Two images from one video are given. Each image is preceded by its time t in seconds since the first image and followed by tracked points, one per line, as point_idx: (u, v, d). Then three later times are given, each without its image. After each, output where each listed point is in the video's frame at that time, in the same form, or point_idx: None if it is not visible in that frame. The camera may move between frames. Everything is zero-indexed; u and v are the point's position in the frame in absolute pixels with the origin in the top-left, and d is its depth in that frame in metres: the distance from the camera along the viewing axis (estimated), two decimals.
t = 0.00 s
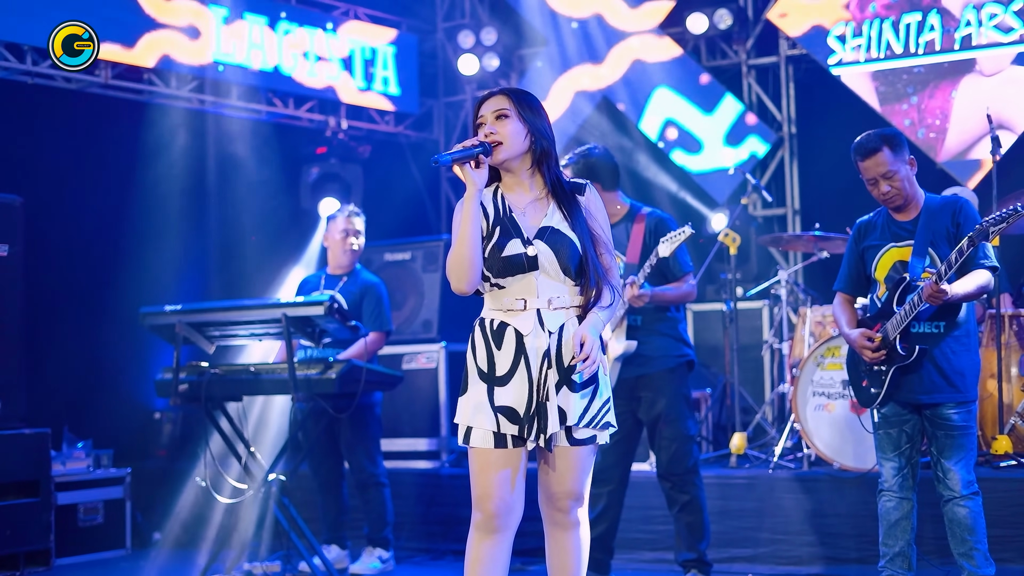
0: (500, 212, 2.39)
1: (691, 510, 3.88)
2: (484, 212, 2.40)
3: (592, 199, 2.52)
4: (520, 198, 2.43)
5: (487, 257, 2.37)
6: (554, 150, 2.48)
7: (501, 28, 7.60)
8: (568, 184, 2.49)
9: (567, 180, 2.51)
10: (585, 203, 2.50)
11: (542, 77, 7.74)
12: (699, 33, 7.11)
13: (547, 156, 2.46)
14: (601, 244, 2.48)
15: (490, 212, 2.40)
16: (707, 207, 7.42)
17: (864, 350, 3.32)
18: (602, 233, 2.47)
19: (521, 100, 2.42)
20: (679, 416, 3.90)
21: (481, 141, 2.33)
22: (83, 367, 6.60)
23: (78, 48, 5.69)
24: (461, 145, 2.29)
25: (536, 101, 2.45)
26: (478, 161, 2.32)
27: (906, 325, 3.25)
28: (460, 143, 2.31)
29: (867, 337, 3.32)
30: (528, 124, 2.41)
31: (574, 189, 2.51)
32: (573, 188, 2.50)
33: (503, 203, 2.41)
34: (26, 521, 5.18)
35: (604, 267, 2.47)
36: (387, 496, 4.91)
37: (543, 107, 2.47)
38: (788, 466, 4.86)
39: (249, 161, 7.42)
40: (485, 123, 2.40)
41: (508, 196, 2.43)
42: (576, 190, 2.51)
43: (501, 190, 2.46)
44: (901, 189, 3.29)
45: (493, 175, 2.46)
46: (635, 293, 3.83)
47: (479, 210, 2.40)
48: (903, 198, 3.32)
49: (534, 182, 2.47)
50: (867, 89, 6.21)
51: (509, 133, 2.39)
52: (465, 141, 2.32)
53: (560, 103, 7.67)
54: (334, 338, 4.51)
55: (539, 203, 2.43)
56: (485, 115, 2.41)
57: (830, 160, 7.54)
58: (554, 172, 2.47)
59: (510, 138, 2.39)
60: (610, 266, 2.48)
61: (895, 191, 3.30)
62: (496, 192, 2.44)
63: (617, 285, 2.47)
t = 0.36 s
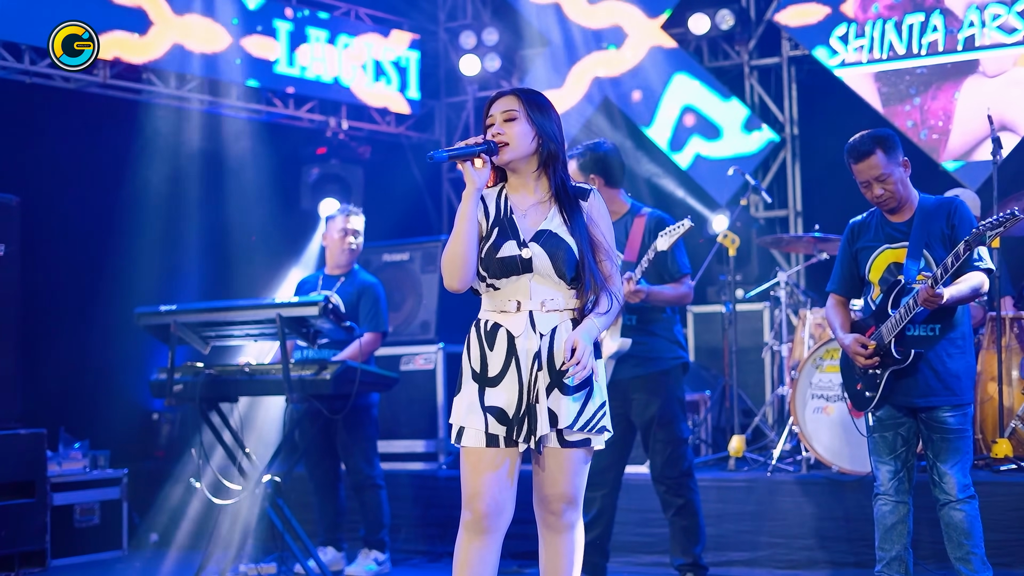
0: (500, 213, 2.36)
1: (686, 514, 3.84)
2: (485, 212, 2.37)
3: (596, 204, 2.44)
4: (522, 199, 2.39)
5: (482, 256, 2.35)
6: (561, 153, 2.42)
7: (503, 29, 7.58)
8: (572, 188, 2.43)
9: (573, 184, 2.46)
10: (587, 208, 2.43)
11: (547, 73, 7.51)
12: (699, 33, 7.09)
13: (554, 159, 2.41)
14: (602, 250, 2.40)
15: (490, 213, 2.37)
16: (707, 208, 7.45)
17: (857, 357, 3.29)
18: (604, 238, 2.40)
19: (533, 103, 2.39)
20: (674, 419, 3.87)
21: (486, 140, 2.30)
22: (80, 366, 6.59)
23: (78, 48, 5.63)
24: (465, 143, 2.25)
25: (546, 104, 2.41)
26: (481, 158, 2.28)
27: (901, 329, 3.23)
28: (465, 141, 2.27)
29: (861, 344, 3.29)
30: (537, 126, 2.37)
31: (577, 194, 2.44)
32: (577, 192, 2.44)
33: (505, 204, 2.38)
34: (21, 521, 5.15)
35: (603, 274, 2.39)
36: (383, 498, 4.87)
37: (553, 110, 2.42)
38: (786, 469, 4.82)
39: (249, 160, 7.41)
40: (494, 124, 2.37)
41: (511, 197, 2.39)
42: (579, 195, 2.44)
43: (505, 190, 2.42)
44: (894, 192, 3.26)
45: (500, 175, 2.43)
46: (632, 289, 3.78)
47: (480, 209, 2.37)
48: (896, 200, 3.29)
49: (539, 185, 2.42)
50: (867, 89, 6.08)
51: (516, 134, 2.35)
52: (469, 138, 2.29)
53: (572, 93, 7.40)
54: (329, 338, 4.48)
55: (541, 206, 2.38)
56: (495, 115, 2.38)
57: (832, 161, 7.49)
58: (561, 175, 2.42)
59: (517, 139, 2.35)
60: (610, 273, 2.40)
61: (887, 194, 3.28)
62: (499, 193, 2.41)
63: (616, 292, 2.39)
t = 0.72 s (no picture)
0: (498, 214, 2.35)
1: (687, 516, 3.82)
2: (482, 212, 2.36)
3: (595, 209, 2.42)
4: (521, 201, 2.38)
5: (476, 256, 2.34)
6: (563, 155, 2.40)
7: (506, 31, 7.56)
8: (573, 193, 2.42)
9: (574, 186, 2.44)
10: (586, 212, 2.41)
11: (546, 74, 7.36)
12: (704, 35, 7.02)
13: (555, 160, 2.38)
14: (598, 255, 2.38)
15: (487, 214, 2.36)
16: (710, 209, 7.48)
17: (856, 360, 3.27)
18: (600, 243, 2.38)
19: (533, 104, 2.37)
20: (675, 421, 3.84)
21: (484, 142, 2.28)
22: (82, 367, 6.62)
23: (77, 48, 5.64)
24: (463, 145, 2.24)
25: (547, 105, 2.38)
26: (478, 161, 2.26)
27: (901, 332, 3.21)
28: (463, 143, 2.26)
29: (860, 346, 3.27)
30: (537, 126, 2.35)
31: (576, 198, 2.42)
32: (577, 195, 2.42)
33: (503, 205, 2.36)
34: (23, 523, 5.15)
35: (599, 280, 2.37)
36: (383, 499, 4.86)
37: (555, 110, 2.40)
38: (788, 472, 4.80)
39: (251, 164, 7.41)
40: (494, 124, 2.36)
41: (509, 198, 2.38)
42: (577, 199, 2.41)
43: (505, 190, 2.41)
44: (893, 194, 3.24)
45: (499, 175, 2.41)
46: (640, 296, 3.80)
47: (477, 209, 2.36)
48: (896, 202, 3.27)
49: (539, 186, 2.40)
50: (873, 92, 6.10)
51: (517, 134, 2.33)
52: (469, 140, 2.28)
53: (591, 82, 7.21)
54: (329, 339, 4.45)
55: (539, 208, 2.37)
56: (498, 114, 2.37)
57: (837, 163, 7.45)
58: (561, 177, 2.40)
59: (517, 139, 2.33)
60: (606, 279, 2.37)
61: (887, 195, 3.25)
62: (499, 193, 2.39)
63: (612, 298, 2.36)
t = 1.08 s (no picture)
0: (487, 219, 2.35)
1: (685, 519, 3.82)
2: (472, 217, 2.37)
3: (584, 214, 2.42)
4: (510, 205, 2.38)
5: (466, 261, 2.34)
6: (553, 159, 2.41)
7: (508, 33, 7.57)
8: (564, 196, 2.42)
9: (565, 191, 2.45)
10: (576, 216, 2.41)
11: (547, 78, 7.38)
12: (705, 38, 7.04)
13: (544, 164, 2.39)
14: (588, 261, 2.38)
15: (476, 219, 2.36)
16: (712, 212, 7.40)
17: (851, 366, 3.27)
18: (590, 247, 2.38)
19: (523, 108, 2.37)
20: (672, 424, 3.84)
21: (474, 148, 2.29)
22: (83, 370, 6.64)
23: (77, 47, 5.52)
24: (451, 154, 2.24)
25: (537, 109, 2.39)
26: (467, 170, 2.26)
27: (898, 335, 3.21)
28: (454, 151, 2.26)
29: (855, 354, 3.27)
30: (527, 130, 2.36)
31: (566, 203, 2.42)
32: (567, 199, 2.42)
33: (493, 210, 2.37)
34: (24, 524, 5.17)
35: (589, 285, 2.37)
36: (384, 502, 4.86)
37: (545, 114, 2.41)
38: (787, 474, 4.80)
39: (252, 167, 7.40)
40: (484, 127, 2.37)
41: (498, 202, 2.39)
42: (567, 204, 2.41)
43: (495, 194, 2.41)
44: (893, 195, 3.24)
45: (489, 179, 2.41)
46: (640, 300, 3.79)
47: (466, 214, 2.37)
48: (896, 203, 3.26)
49: (529, 191, 2.41)
50: (875, 95, 6.12)
51: (507, 137, 2.34)
52: (458, 150, 2.27)
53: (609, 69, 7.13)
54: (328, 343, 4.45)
55: (529, 213, 2.37)
56: (488, 117, 2.37)
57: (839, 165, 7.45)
58: (551, 181, 2.40)
59: (507, 142, 2.34)
60: (595, 284, 2.37)
61: (887, 196, 3.25)
62: (488, 196, 2.40)
63: (601, 302, 2.37)
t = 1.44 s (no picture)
0: (473, 211, 2.37)
1: (679, 512, 3.84)
2: (459, 210, 2.38)
3: (570, 210, 2.46)
4: (497, 198, 2.40)
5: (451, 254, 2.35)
6: (538, 155, 2.44)
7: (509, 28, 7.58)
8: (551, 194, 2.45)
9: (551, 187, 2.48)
10: (562, 213, 2.45)
11: (547, 75, 7.35)
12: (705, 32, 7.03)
13: (531, 160, 2.42)
14: (574, 256, 2.42)
15: (463, 212, 2.37)
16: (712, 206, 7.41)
17: (846, 353, 3.27)
18: (575, 243, 2.42)
19: (511, 104, 2.39)
20: (667, 417, 3.85)
21: (462, 143, 2.30)
22: (83, 363, 6.67)
23: (78, 47, 5.54)
24: (440, 147, 2.25)
25: (524, 106, 2.42)
26: (456, 164, 2.28)
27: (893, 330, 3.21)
28: (443, 146, 2.28)
29: (850, 341, 3.27)
30: (514, 126, 2.39)
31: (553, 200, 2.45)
32: (553, 196, 2.45)
33: (479, 203, 2.38)
34: (25, 517, 5.21)
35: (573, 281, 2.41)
36: (382, 495, 4.88)
37: (532, 111, 2.43)
38: (783, 468, 4.82)
39: (250, 161, 7.47)
40: (471, 123, 2.39)
41: (485, 195, 2.41)
42: (555, 200, 2.45)
43: (480, 188, 2.43)
44: (898, 189, 3.24)
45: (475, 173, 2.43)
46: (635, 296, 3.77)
47: (453, 207, 2.38)
48: (900, 197, 3.26)
49: (515, 186, 2.43)
50: (874, 89, 6.09)
51: (494, 133, 2.36)
52: (447, 144, 2.29)
53: (621, 54, 7.17)
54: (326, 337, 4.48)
55: (516, 207, 2.40)
56: (475, 113, 2.39)
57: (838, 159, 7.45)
58: (537, 178, 2.43)
59: (494, 138, 2.36)
60: (579, 279, 2.41)
61: (892, 190, 3.25)
62: (474, 190, 2.41)
63: (586, 296, 2.40)
